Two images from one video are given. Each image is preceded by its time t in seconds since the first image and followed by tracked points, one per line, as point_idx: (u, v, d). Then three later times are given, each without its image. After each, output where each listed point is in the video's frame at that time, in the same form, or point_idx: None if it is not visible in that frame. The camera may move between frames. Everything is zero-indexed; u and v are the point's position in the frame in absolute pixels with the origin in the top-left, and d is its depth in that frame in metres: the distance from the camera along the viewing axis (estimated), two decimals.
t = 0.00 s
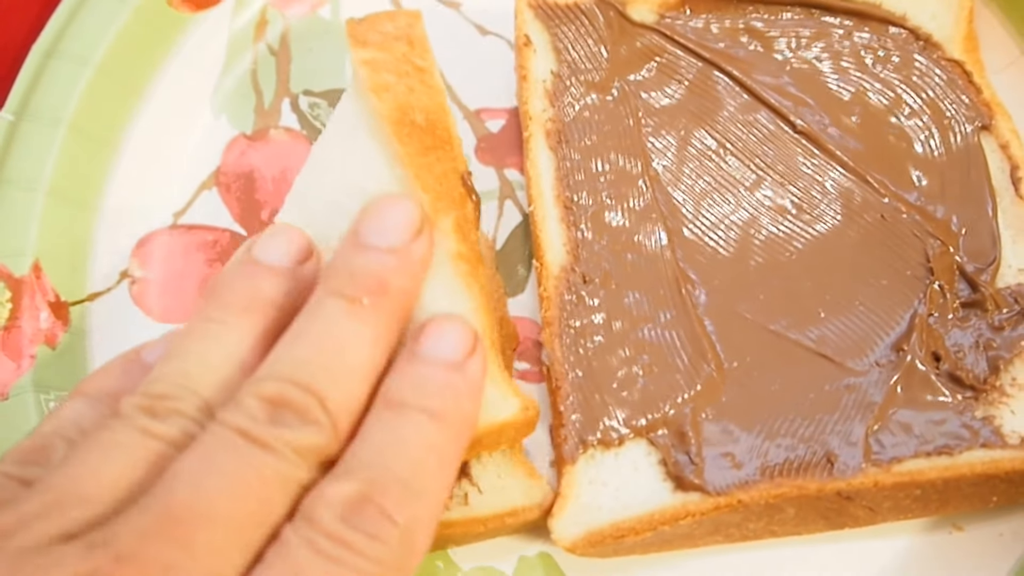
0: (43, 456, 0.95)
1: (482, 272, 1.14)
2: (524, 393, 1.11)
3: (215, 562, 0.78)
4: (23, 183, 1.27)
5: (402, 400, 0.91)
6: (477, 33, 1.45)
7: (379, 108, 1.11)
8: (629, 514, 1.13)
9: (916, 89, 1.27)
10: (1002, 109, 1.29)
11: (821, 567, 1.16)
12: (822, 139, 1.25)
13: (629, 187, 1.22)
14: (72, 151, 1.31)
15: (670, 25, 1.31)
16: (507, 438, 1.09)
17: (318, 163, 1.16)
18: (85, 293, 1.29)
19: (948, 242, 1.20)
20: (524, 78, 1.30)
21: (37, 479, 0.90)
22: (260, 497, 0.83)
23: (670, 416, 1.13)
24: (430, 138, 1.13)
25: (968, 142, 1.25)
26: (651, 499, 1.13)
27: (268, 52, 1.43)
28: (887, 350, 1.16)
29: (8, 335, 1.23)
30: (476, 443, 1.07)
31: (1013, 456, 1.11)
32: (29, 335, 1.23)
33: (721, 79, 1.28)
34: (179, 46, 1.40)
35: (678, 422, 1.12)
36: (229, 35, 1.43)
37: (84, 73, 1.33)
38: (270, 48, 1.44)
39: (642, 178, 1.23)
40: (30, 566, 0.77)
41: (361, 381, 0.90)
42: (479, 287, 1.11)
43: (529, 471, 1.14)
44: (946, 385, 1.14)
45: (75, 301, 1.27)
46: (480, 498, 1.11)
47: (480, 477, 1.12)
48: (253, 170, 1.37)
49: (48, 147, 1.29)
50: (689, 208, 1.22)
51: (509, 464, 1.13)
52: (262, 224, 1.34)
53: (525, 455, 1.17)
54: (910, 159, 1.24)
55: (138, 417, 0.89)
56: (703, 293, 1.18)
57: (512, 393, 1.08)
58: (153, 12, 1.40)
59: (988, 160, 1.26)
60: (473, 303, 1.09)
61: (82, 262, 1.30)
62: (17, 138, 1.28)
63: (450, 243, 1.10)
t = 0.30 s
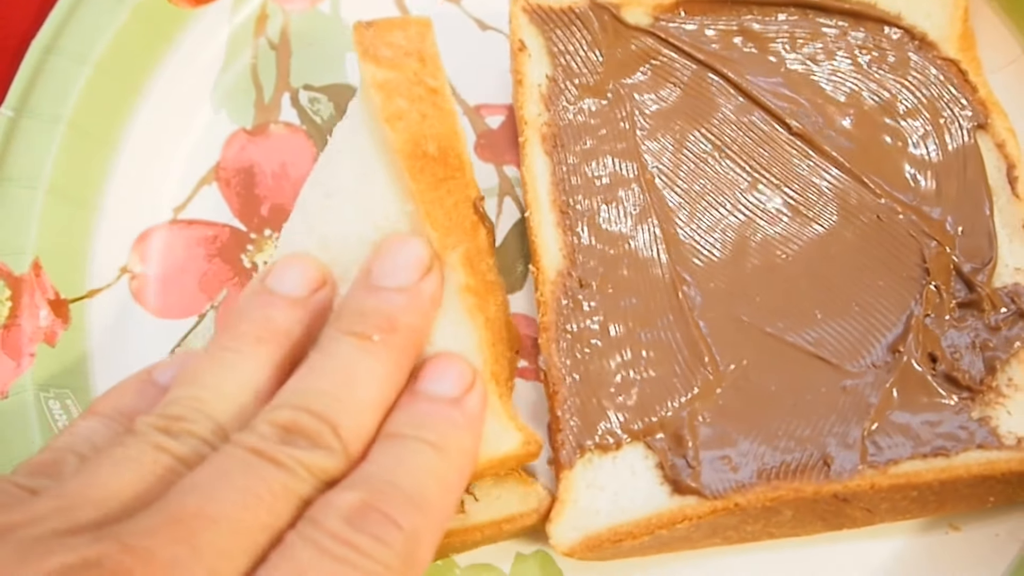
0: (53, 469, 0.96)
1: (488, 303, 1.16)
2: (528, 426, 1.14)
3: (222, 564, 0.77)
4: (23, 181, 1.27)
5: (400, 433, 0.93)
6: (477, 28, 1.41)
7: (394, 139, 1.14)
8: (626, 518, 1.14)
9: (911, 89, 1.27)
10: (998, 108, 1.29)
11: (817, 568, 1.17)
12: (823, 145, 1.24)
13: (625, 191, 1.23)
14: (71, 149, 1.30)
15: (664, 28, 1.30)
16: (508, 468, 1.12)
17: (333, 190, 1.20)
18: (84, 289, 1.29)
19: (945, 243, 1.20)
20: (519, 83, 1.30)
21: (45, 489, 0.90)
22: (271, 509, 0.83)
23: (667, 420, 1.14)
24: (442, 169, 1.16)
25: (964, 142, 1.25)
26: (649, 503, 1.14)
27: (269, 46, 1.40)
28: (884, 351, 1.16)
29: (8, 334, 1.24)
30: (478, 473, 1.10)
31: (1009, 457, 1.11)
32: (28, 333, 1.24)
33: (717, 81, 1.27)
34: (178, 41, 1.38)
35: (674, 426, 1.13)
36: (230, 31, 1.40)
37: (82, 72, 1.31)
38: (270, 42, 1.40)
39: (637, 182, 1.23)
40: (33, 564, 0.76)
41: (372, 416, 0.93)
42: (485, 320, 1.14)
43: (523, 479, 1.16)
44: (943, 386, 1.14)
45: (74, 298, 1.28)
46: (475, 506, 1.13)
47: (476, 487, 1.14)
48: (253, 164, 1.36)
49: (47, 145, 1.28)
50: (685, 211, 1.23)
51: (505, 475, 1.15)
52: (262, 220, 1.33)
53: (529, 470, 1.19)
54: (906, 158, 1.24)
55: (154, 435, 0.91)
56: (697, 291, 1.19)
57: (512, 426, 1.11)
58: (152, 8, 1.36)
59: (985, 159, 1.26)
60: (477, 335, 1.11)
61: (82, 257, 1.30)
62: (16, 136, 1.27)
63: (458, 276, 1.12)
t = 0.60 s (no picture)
0: (52, 475, 0.96)
1: (485, 312, 1.16)
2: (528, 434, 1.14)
3: (219, 562, 0.77)
4: (18, 182, 1.28)
5: (398, 437, 0.92)
6: (477, 29, 1.41)
7: (389, 156, 1.15)
8: (625, 520, 1.14)
9: (906, 91, 1.27)
10: (992, 110, 1.29)
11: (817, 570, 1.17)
12: (815, 145, 1.25)
13: (622, 195, 1.23)
14: (66, 151, 1.31)
15: (660, 32, 1.31)
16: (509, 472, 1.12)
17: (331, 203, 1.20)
18: (79, 290, 1.30)
19: (941, 244, 1.20)
20: (514, 88, 1.30)
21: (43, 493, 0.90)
22: (270, 511, 0.83)
23: (665, 422, 1.14)
24: (438, 183, 1.18)
25: (958, 143, 1.25)
26: (648, 505, 1.13)
27: (266, 47, 1.40)
28: (882, 352, 1.16)
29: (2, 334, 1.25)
30: (478, 480, 1.10)
31: (1007, 457, 1.11)
32: (22, 334, 1.25)
33: (712, 85, 1.28)
34: (176, 43, 1.38)
35: (673, 428, 1.13)
36: (227, 34, 1.40)
37: (78, 73, 1.32)
38: (268, 43, 1.40)
39: (632, 185, 1.23)
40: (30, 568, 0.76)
41: (369, 421, 0.93)
42: (481, 328, 1.14)
43: (521, 481, 1.17)
44: (940, 386, 1.14)
45: (69, 299, 1.29)
46: (474, 507, 1.14)
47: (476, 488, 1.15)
48: (252, 165, 1.35)
49: (41, 147, 1.29)
50: (682, 214, 1.23)
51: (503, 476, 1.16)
52: (259, 221, 1.33)
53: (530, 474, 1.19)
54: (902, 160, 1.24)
55: (156, 441, 0.91)
56: (693, 292, 1.19)
57: (512, 430, 1.11)
58: (148, 12, 1.37)
59: (980, 160, 1.27)
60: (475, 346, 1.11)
61: (76, 258, 1.31)
62: (10, 137, 1.29)
63: (453, 287, 1.12)
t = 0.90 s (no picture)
0: (46, 483, 0.95)
1: (483, 314, 1.15)
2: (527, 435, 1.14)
3: (217, 565, 0.76)
4: (12, 185, 1.28)
5: (395, 440, 0.92)
6: (472, 34, 1.42)
7: (387, 159, 1.15)
8: (624, 523, 1.13)
9: (900, 94, 1.28)
10: (985, 112, 1.30)
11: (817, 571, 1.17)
12: (809, 147, 1.25)
13: (618, 199, 1.23)
14: (59, 154, 1.32)
15: (654, 37, 1.32)
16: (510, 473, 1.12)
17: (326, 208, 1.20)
18: (73, 294, 1.30)
19: (937, 246, 1.21)
20: (509, 93, 1.31)
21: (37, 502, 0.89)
22: (267, 516, 0.82)
23: (663, 424, 1.13)
24: (435, 185, 1.17)
25: (952, 145, 1.26)
26: (646, 507, 1.13)
27: (261, 52, 1.41)
28: (879, 352, 1.16)
29: None
30: (477, 482, 1.10)
31: (1006, 456, 1.11)
32: (14, 337, 1.25)
33: (708, 90, 1.29)
34: (170, 48, 1.40)
35: (671, 430, 1.13)
36: (221, 39, 1.42)
37: (72, 78, 1.33)
38: (263, 48, 1.41)
39: (628, 189, 1.24)
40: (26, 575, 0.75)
41: (366, 424, 0.93)
42: (479, 331, 1.13)
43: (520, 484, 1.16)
44: (938, 387, 1.14)
45: (62, 303, 1.29)
46: (472, 509, 1.14)
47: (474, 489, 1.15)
48: (247, 168, 1.36)
49: (35, 150, 1.30)
50: (679, 217, 1.23)
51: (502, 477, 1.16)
52: (254, 224, 1.34)
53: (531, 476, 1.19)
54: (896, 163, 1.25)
55: (152, 448, 0.90)
56: (689, 295, 1.19)
57: (509, 432, 1.11)
58: (143, 17, 1.38)
59: (974, 163, 1.27)
60: (472, 348, 1.11)
61: (71, 262, 1.31)
62: (4, 140, 1.29)
63: (451, 289, 1.11)
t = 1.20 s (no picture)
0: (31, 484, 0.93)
1: (481, 310, 1.15)
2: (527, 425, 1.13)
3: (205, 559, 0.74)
4: (2, 187, 1.29)
5: (395, 421, 0.91)
6: (464, 40, 1.43)
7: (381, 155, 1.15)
8: (620, 525, 1.12)
9: (891, 96, 1.29)
10: (976, 115, 1.31)
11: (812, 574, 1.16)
12: (802, 149, 1.26)
13: (610, 202, 1.24)
14: (50, 157, 1.32)
15: (646, 39, 1.32)
16: (508, 466, 1.11)
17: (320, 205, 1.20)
18: (63, 297, 1.30)
19: (930, 247, 1.21)
20: (501, 97, 1.31)
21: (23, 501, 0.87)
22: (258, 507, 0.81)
23: (657, 426, 1.13)
24: (430, 182, 1.17)
25: (944, 146, 1.26)
26: (642, 509, 1.12)
27: (252, 57, 1.42)
28: (873, 352, 1.16)
29: None
30: (477, 473, 1.09)
31: (1002, 455, 1.11)
32: (3, 339, 1.25)
33: (700, 94, 1.29)
34: (161, 53, 1.40)
35: (666, 432, 1.13)
36: (213, 44, 1.42)
37: (63, 81, 1.33)
38: (254, 53, 1.42)
39: (621, 192, 1.24)
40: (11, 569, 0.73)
41: (365, 404, 0.91)
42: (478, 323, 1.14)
43: (516, 484, 1.15)
44: (933, 386, 1.14)
45: (52, 306, 1.29)
46: (467, 512, 1.13)
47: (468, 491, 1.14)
48: (237, 173, 1.37)
49: (25, 153, 1.30)
50: (673, 220, 1.23)
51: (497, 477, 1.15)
52: (245, 229, 1.34)
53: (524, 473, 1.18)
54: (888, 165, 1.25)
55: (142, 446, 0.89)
56: (684, 298, 1.19)
57: (513, 423, 1.11)
58: (133, 22, 1.38)
59: (966, 165, 1.27)
60: (472, 340, 1.11)
61: (60, 265, 1.31)
62: None
63: (448, 283, 1.12)
